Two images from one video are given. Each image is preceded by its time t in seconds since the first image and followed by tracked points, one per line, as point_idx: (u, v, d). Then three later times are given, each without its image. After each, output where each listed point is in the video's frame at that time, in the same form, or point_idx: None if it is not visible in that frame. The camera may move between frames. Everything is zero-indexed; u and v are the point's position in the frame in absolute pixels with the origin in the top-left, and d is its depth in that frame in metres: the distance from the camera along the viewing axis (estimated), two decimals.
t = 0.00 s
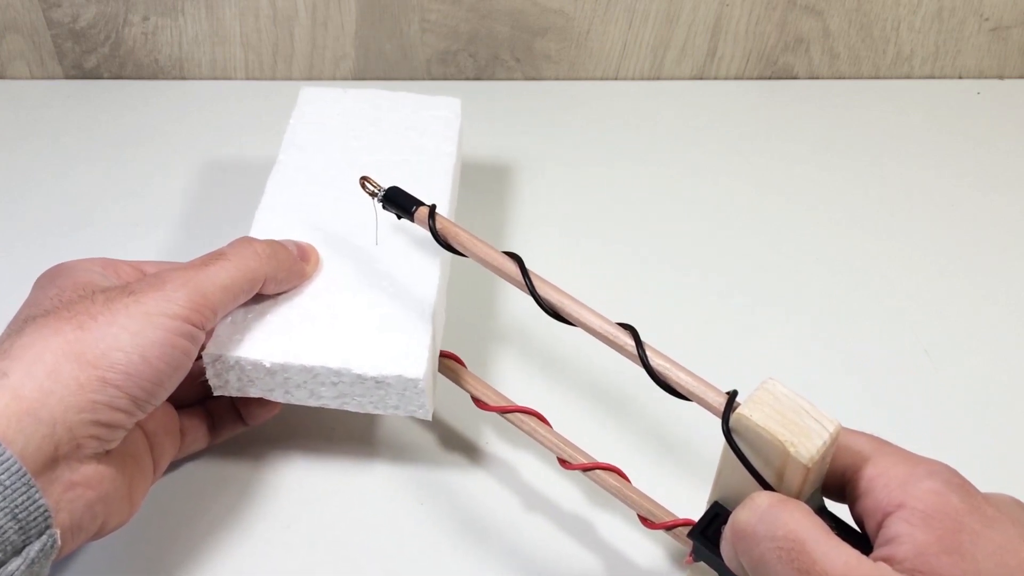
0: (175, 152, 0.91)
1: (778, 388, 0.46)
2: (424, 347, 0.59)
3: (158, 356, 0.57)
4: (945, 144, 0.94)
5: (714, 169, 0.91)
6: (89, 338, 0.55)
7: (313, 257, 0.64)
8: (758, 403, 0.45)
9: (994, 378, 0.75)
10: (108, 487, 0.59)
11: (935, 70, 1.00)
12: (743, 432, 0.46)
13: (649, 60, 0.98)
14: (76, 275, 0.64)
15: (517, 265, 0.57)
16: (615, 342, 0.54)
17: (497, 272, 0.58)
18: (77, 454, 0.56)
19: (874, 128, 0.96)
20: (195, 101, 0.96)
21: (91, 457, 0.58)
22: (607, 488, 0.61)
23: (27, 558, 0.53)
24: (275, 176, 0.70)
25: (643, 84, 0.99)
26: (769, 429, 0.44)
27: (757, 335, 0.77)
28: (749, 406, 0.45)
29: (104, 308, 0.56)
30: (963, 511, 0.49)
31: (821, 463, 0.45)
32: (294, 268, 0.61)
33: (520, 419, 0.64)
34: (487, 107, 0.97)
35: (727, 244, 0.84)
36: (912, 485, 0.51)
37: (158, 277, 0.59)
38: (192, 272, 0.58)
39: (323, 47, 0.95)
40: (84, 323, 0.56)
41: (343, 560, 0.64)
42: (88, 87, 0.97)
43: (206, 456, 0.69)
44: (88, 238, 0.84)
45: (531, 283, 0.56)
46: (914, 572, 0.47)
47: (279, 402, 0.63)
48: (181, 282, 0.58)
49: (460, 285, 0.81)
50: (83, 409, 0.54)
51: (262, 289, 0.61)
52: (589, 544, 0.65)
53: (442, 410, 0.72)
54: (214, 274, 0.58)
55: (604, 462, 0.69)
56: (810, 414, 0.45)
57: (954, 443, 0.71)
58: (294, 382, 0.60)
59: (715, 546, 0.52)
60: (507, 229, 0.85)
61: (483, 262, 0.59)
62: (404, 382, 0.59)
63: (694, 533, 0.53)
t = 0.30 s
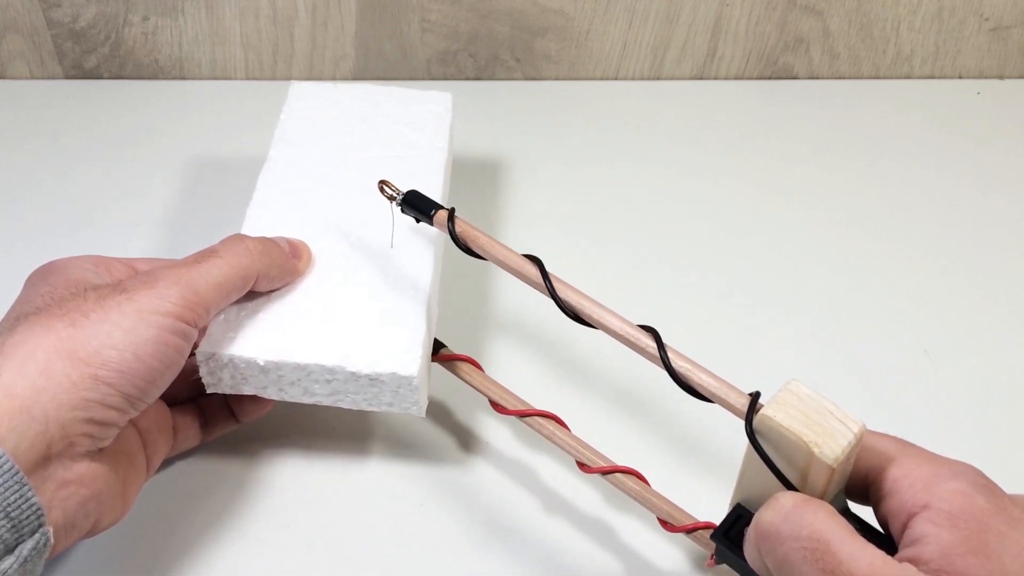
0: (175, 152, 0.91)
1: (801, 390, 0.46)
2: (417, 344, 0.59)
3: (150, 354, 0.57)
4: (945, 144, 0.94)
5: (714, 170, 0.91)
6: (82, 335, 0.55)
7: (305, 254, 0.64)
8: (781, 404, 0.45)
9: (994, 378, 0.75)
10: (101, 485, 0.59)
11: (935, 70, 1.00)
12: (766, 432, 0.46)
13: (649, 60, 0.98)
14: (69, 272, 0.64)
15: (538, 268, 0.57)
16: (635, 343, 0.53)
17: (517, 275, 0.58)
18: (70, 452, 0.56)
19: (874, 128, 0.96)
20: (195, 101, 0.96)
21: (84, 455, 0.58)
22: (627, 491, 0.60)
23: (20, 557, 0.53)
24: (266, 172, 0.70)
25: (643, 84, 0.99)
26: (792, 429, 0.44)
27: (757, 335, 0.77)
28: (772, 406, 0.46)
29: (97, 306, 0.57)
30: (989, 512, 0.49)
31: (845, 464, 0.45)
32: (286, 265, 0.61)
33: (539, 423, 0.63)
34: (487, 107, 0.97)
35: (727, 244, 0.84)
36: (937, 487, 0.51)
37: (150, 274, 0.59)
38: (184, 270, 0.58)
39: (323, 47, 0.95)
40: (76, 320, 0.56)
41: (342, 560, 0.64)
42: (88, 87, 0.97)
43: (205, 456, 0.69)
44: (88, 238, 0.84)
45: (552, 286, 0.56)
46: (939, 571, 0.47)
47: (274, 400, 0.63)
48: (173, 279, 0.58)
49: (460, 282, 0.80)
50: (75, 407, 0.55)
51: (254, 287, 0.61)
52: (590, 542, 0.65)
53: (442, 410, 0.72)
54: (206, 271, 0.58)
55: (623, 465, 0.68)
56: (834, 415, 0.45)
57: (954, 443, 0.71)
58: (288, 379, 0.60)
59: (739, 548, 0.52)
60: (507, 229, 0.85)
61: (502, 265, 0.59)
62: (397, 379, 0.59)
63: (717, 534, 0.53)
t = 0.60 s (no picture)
0: (175, 153, 0.91)
1: (814, 390, 0.46)
2: (409, 331, 0.60)
3: (141, 343, 0.57)
4: (945, 144, 0.94)
5: (714, 170, 0.91)
6: (72, 325, 0.55)
7: (296, 244, 0.64)
8: (795, 404, 0.45)
9: (993, 378, 0.75)
10: (93, 475, 0.59)
11: (935, 70, 1.00)
12: (779, 433, 0.46)
13: (649, 60, 0.98)
14: (58, 262, 0.64)
15: (548, 270, 0.57)
16: (649, 347, 0.53)
17: (528, 277, 0.58)
18: (61, 441, 0.56)
19: (874, 128, 0.96)
20: (195, 101, 0.96)
21: (75, 444, 0.58)
22: (640, 494, 0.60)
23: (10, 546, 0.53)
24: (257, 163, 0.71)
25: (643, 84, 0.99)
26: (806, 430, 0.44)
27: (756, 335, 0.77)
28: (786, 407, 0.45)
29: (87, 295, 0.57)
30: (1005, 512, 0.49)
31: (860, 464, 0.45)
32: (276, 254, 0.61)
33: (551, 425, 0.62)
34: (487, 107, 0.97)
35: (727, 244, 0.84)
36: (952, 488, 0.51)
37: (139, 264, 0.59)
38: (174, 259, 0.59)
39: (323, 47, 0.95)
40: (66, 309, 0.56)
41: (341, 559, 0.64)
42: (88, 87, 0.97)
43: (203, 454, 0.69)
44: (88, 238, 0.83)
45: (564, 288, 0.56)
46: (956, 572, 0.47)
47: (266, 388, 0.63)
48: (162, 269, 0.58)
49: (461, 280, 0.80)
50: (65, 396, 0.55)
51: (245, 276, 0.61)
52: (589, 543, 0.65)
53: (442, 409, 0.72)
54: (196, 261, 0.58)
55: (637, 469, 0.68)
56: (848, 416, 0.45)
57: (954, 443, 0.71)
58: (279, 367, 0.60)
59: (753, 550, 0.52)
60: (507, 228, 0.85)
61: (512, 268, 0.59)
62: (388, 365, 0.59)
63: (731, 537, 0.52)
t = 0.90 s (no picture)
0: (175, 152, 0.91)
1: (810, 399, 0.46)
2: (410, 320, 0.60)
3: (143, 337, 0.57)
4: (945, 144, 0.94)
5: (714, 170, 0.91)
6: (73, 318, 0.55)
7: (294, 237, 0.64)
8: (790, 415, 0.45)
9: (994, 378, 0.75)
10: (96, 468, 0.59)
11: (935, 70, 1.00)
12: (774, 443, 0.45)
13: (649, 60, 0.98)
14: (58, 256, 0.64)
15: (541, 281, 0.56)
16: (642, 356, 0.53)
17: (520, 287, 0.57)
18: (64, 434, 0.56)
19: (874, 128, 0.96)
20: (194, 101, 0.96)
21: (78, 438, 0.58)
22: (634, 506, 0.59)
23: (14, 541, 0.53)
24: (254, 157, 0.70)
25: (643, 84, 0.99)
26: (801, 440, 0.44)
27: (757, 334, 0.77)
28: (781, 417, 0.45)
29: (88, 289, 0.57)
30: (1002, 522, 0.49)
31: (855, 474, 0.45)
32: (276, 247, 0.61)
33: (543, 437, 0.61)
34: (486, 106, 0.97)
35: (727, 243, 0.84)
36: (949, 498, 0.51)
37: (140, 257, 0.59)
38: (175, 253, 0.58)
39: (323, 47, 0.95)
40: (67, 304, 0.56)
41: (340, 558, 0.64)
42: (88, 87, 0.97)
43: (202, 453, 0.69)
44: (87, 238, 0.83)
45: (557, 299, 0.55)
46: None
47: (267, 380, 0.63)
48: (163, 263, 0.58)
49: (460, 281, 0.80)
50: (68, 390, 0.55)
51: (245, 270, 0.61)
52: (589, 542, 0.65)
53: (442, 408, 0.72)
54: (196, 254, 0.58)
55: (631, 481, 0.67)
56: (845, 427, 0.44)
57: (955, 443, 0.71)
58: (280, 359, 0.60)
59: (748, 561, 0.51)
60: (506, 227, 0.85)
61: (505, 278, 0.58)
62: (390, 355, 0.59)
63: (726, 548, 0.52)
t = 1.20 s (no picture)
0: (174, 152, 0.91)
1: (789, 402, 0.46)
2: (421, 322, 0.60)
3: (154, 340, 0.57)
4: (945, 144, 0.94)
5: (714, 170, 0.91)
6: (86, 322, 0.55)
7: (305, 240, 0.64)
8: (769, 417, 0.46)
9: (993, 378, 0.75)
10: (108, 472, 0.59)
11: (935, 70, 1.00)
12: (752, 446, 0.46)
13: (649, 60, 0.98)
14: (68, 260, 0.64)
15: (522, 282, 0.56)
16: (620, 357, 0.53)
17: (502, 289, 0.57)
18: (76, 438, 0.56)
19: (874, 127, 0.96)
20: (194, 102, 0.96)
21: (90, 441, 0.58)
22: (616, 509, 0.60)
23: (27, 546, 0.52)
24: (260, 159, 0.70)
25: (643, 84, 0.99)
26: (779, 443, 0.44)
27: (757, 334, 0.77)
28: (759, 420, 0.45)
29: (99, 293, 0.57)
30: (979, 526, 0.49)
31: (833, 477, 0.45)
32: (287, 250, 0.62)
33: (526, 439, 0.62)
34: (486, 107, 0.97)
35: (727, 243, 0.84)
36: (927, 501, 0.51)
37: (151, 261, 0.59)
38: (185, 256, 0.59)
39: (323, 47, 0.95)
40: (78, 308, 0.56)
41: (340, 558, 0.64)
42: (88, 87, 0.97)
43: (203, 454, 0.69)
44: (87, 238, 0.83)
45: (537, 301, 0.55)
46: None
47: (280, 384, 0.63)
48: (174, 266, 0.58)
49: (460, 282, 0.80)
50: (81, 393, 0.55)
51: (255, 273, 0.61)
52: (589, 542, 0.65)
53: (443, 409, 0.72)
54: (207, 258, 0.58)
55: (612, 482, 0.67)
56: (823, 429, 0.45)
57: (954, 444, 0.71)
58: (293, 362, 0.60)
59: (727, 564, 0.51)
60: (506, 227, 0.85)
61: (487, 279, 0.58)
62: (404, 356, 0.59)
63: (705, 550, 0.52)
